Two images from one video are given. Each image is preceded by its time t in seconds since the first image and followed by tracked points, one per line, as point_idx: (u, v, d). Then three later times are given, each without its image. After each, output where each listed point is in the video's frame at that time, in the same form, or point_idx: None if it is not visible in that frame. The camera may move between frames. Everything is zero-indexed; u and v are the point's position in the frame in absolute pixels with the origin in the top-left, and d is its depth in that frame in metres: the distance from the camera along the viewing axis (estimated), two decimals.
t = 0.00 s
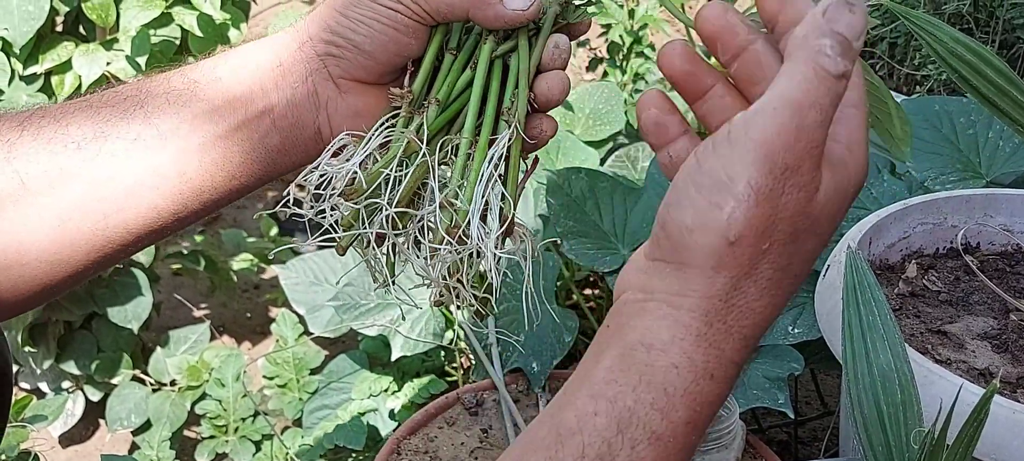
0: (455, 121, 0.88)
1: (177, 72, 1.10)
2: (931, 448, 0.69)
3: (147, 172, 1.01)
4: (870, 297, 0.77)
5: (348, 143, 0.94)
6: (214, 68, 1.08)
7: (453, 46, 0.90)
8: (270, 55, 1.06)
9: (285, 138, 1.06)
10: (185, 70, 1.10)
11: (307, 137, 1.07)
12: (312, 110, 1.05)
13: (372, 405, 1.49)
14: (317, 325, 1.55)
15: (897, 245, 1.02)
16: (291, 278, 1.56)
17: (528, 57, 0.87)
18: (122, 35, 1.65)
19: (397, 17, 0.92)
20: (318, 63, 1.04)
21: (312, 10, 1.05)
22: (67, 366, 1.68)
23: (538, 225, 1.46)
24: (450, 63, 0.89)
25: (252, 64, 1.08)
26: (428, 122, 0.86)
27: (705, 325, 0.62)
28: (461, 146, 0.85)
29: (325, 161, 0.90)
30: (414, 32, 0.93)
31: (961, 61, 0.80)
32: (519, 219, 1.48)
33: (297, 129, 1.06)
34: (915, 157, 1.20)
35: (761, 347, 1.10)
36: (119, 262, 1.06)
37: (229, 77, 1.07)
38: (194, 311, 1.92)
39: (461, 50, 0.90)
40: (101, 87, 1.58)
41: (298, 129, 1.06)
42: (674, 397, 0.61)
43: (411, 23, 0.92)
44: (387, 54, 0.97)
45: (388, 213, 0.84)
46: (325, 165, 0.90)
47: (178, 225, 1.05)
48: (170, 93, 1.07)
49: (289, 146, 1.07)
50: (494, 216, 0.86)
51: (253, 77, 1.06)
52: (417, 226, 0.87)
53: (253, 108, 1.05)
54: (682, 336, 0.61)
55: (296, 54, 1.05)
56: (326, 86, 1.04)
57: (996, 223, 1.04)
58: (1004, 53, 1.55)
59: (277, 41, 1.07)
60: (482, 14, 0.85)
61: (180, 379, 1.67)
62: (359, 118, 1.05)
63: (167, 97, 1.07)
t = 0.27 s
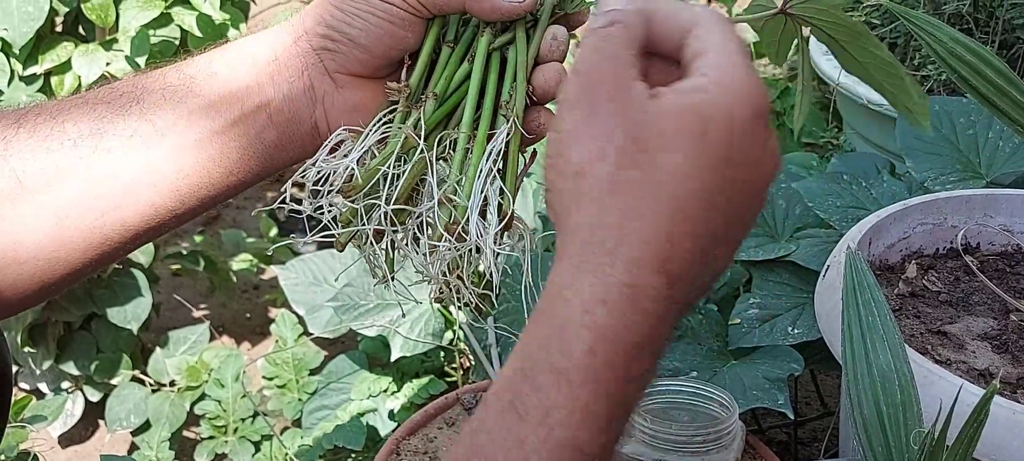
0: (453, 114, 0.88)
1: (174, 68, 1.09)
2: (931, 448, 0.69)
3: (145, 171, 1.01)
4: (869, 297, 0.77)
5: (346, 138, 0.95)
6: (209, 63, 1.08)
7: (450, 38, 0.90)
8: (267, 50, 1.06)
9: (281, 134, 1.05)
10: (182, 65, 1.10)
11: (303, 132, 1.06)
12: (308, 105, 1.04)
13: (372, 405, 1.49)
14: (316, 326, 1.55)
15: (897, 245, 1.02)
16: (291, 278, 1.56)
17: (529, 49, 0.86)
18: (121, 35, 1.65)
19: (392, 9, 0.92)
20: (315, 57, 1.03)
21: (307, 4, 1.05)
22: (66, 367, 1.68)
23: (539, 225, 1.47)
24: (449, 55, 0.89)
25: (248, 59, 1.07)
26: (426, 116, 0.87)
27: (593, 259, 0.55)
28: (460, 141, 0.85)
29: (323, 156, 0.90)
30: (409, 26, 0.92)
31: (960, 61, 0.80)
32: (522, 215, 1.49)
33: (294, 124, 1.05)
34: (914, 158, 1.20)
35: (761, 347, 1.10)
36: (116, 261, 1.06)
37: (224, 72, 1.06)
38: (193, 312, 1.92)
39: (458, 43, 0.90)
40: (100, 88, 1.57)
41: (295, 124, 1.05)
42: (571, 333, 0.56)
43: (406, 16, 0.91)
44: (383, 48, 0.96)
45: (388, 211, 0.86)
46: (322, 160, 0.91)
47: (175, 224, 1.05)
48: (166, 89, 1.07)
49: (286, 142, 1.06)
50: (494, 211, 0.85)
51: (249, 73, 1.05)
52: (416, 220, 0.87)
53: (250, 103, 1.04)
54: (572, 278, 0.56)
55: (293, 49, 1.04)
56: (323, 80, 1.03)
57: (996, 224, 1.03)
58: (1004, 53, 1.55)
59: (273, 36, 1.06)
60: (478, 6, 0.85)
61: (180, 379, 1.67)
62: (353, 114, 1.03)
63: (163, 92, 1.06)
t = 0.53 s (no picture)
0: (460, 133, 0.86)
1: (175, 75, 1.09)
2: (933, 450, 0.69)
3: (142, 178, 1.00)
4: (873, 300, 0.76)
5: (353, 151, 0.96)
6: (213, 71, 1.08)
7: (457, 53, 0.88)
8: (271, 61, 1.06)
9: (284, 144, 1.06)
10: (184, 73, 1.10)
11: (306, 142, 1.06)
12: (313, 116, 1.05)
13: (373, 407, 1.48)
14: (317, 327, 1.55)
15: (898, 247, 1.02)
16: (292, 279, 1.56)
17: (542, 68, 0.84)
18: (123, 36, 1.65)
19: (400, 22, 0.93)
20: (320, 68, 1.04)
21: (311, 16, 1.06)
22: (67, 368, 1.68)
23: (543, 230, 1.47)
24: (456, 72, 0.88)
25: (251, 70, 1.07)
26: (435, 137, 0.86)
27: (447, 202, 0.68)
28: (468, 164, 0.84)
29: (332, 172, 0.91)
30: (417, 39, 0.93)
31: (962, 63, 0.80)
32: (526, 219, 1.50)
33: (297, 135, 1.06)
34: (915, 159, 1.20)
35: (763, 349, 1.10)
36: (115, 267, 1.06)
37: (225, 83, 1.07)
38: (194, 313, 1.93)
39: (465, 57, 0.88)
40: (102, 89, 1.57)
41: (299, 135, 1.06)
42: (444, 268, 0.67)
43: (416, 29, 0.93)
44: (390, 60, 0.98)
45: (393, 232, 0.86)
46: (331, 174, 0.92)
47: (174, 231, 1.04)
48: (167, 96, 1.07)
49: (288, 153, 1.06)
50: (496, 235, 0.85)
51: (253, 83, 1.06)
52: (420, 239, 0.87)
53: (252, 114, 1.05)
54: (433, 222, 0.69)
55: (297, 61, 1.05)
56: (328, 92, 1.04)
57: (997, 225, 1.03)
58: (1005, 54, 1.55)
59: (277, 47, 1.07)
60: (488, 21, 0.84)
61: (181, 380, 1.67)
62: (359, 125, 1.05)
63: (163, 100, 1.06)
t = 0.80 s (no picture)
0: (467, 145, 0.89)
1: (177, 81, 1.08)
2: (934, 451, 0.69)
3: (139, 186, 1.00)
4: (873, 301, 0.77)
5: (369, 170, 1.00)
6: (212, 77, 1.07)
7: (469, 76, 0.91)
8: (273, 71, 1.06)
9: (284, 155, 1.06)
10: (186, 78, 1.09)
11: (306, 152, 1.07)
12: (314, 126, 1.05)
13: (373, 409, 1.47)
14: (318, 328, 1.56)
15: (899, 248, 1.02)
16: (293, 280, 1.57)
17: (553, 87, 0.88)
18: (124, 38, 1.65)
19: (405, 38, 0.93)
20: (323, 79, 1.04)
21: (315, 26, 1.05)
22: (68, 369, 1.68)
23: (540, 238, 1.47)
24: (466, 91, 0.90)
25: (251, 77, 1.06)
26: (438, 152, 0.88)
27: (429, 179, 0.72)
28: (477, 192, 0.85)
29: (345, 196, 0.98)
30: (422, 56, 0.94)
31: (964, 64, 0.80)
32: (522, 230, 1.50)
33: (297, 146, 1.06)
34: (917, 161, 1.20)
35: (764, 350, 1.10)
36: (112, 273, 1.06)
37: (227, 91, 1.06)
38: (196, 314, 1.93)
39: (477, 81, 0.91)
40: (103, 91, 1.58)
41: (299, 145, 1.06)
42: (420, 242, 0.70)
43: (422, 46, 0.93)
44: (395, 75, 0.98)
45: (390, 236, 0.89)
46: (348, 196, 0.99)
47: (171, 239, 1.04)
48: (167, 102, 1.06)
49: (289, 163, 1.07)
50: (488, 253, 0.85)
51: (254, 92, 1.05)
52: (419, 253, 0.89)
53: (252, 123, 1.04)
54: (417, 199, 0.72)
55: (300, 72, 1.05)
56: (330, 104, 1.05)
57: (999, 227, 1.03)
58: (1006, 56, 1.55)
59: (281, 57, 1.06)
60: (495, 44, 0.86)
61: (182, 382, 1.67)
62: (360, 136, 1.05)
63: (163, 105, 1.05)
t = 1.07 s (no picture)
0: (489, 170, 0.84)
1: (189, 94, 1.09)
2: (938, 452, 0.69)
3: (142, 196, 1.01)
4: (877, 302, 0.77)
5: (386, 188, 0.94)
6: (224, 93, 1.08)
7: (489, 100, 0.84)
8: (282, 85, 1.05)
9: (288, 169, 1.05)
10: (199, 92, 1.10)
11: (310, 167, 1.05)
12: (317, 140, 1.04)
13: (376, 410, 1.48)
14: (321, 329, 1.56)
15: (902, 249, 1.02)
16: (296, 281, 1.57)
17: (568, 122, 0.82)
18: (126, 38, 1.65)
19: (414, 60, 0.93)
20: (330, 95, 1.03)
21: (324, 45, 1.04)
22: (70, 370, 1.68)
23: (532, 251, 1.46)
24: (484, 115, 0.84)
25: (259, 93, 1.06)
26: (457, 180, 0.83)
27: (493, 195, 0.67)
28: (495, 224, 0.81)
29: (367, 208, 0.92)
30: (429, 78, 0.93)
31: (966, 64, 0.80)
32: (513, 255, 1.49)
33: (301, 160, 1.05)
34: (919, 162, 1.20)
35: (766, 351, 1.10)
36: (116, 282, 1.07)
37: (237, 106, 1.06)
38: (198, 315, 1.93)
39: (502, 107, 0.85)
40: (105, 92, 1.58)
41: (302, 159, 1.05)
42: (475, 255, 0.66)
43: (430, 70, 0.92)
44: (403, 96, 0.97)
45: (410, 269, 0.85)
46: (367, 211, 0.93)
47: (173, 250, 1.05)
48: (176, 114, 1.07)
49: (292, 179, 1.05)
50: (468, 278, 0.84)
51: (261, 105, 1.05)
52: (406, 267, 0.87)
53: (258, 137, 1.04)
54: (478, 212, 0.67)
55: (308, 87, 1.04)
56: (335, 119, 1.03)
57: (1001, 227, 1.03)
58: (1009, 57, 1.54)
59: (290, 75, 1.05)
60: (501, 73, 0.80)
61: (184, 382, 1.67)
62: (363, 154, 1.03)
63: (172, 117, 1.06)
